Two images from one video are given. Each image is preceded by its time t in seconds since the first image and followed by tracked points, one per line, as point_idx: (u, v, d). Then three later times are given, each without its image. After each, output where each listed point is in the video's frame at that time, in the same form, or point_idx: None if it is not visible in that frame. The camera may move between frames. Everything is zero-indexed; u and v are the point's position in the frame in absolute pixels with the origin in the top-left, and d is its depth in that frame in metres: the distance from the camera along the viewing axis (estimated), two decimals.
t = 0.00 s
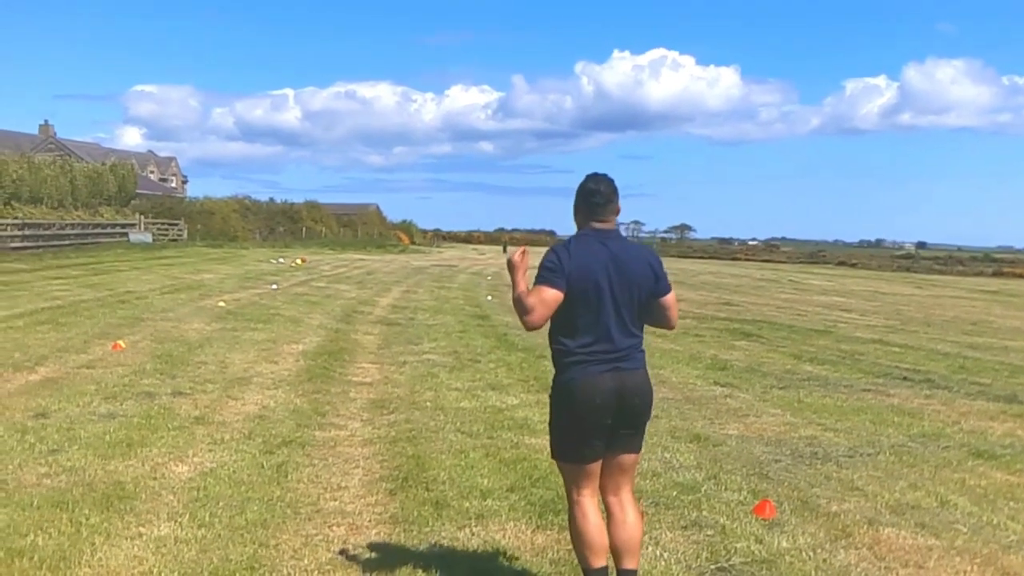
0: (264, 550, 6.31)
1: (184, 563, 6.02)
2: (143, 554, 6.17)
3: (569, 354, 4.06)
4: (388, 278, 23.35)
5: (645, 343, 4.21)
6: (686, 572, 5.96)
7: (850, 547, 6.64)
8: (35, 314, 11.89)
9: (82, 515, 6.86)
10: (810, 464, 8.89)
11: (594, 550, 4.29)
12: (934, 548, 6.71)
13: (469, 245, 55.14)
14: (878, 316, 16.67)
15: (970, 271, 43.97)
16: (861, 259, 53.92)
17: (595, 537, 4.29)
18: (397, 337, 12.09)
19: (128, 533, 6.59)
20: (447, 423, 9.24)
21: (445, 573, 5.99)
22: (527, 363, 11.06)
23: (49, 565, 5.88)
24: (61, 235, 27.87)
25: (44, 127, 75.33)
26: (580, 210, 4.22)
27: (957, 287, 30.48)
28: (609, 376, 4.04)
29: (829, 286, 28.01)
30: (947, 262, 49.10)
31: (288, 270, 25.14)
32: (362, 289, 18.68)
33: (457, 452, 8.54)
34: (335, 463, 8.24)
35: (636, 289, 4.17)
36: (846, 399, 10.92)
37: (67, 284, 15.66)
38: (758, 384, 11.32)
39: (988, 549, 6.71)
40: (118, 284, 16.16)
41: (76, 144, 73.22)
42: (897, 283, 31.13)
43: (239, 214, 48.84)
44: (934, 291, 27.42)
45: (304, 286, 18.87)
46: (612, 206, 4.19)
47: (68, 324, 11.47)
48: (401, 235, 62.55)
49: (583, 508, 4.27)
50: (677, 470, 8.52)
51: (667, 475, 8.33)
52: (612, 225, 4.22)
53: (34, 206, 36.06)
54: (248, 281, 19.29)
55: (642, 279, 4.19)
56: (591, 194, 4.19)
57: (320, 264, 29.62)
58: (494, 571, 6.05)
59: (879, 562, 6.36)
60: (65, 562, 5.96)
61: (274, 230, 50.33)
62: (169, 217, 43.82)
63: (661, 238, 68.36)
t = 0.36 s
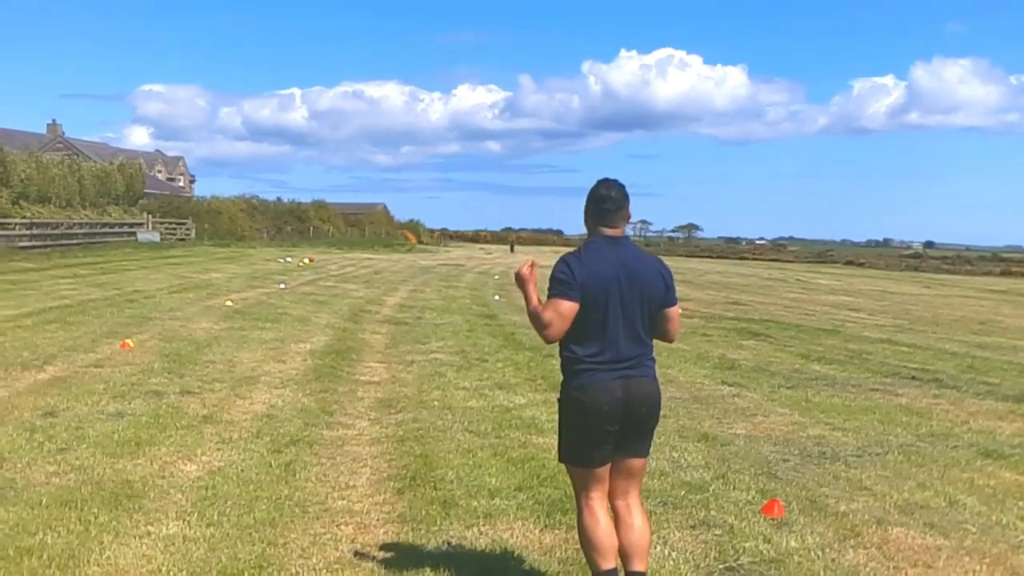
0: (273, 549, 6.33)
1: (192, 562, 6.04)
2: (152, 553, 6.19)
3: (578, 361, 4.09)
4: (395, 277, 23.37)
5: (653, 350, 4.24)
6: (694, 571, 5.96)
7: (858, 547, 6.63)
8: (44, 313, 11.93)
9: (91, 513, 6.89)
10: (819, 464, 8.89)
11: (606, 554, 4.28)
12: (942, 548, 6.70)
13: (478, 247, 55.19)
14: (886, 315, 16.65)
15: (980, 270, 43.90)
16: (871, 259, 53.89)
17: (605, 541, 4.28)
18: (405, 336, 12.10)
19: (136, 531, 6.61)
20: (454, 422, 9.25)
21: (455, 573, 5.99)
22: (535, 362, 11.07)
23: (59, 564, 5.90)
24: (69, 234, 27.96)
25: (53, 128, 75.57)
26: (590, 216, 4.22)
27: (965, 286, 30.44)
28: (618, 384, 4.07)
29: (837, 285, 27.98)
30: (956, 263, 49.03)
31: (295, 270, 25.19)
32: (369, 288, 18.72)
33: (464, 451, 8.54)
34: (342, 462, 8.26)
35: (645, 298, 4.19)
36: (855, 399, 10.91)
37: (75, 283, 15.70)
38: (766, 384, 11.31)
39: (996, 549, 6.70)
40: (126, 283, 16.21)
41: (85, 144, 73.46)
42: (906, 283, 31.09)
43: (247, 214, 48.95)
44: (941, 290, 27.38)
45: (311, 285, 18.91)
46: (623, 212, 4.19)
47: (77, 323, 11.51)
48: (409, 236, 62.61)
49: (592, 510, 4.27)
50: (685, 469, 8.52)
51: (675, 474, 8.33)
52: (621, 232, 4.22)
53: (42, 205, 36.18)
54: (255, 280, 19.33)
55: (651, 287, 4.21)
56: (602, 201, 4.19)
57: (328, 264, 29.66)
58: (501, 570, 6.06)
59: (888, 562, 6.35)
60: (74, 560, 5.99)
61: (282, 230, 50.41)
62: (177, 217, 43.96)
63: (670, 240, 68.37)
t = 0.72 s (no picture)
0: (282, 547, 6.31)
1: (202, 559, 6.02)
2: (162, 550, 6.18)
3: (588, 339, 4.08)
4: (405, 275, 23.35)
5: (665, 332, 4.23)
6: (704, 571, 5.93)
7: (869, 546, 6.59)
8: (53, 311, 11.93)
9: (101, 511, 6.88)
10: (830, 462, 8.84)
11: (612, 536, 4.27)
12: (954, 547, 6.65)
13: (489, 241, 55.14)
14: (898, 313, 16.57)
15: (993, 266, 43.72)
16: (884, 254, 53.70)
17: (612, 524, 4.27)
18: (415, 333, 12.08)
19: (146, 529, 6.60)
20: (464, 420, 9.23)
21: (466, 571, 5.96)
22: (545, 360, 11.04)
23: (69, 562, 5.89)
24: (78, 231, 27.99)
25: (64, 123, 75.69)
26: (603, 197, 4.25)
27: (979, 284, 30.30)
28: (628, 362, 4.06)
29: (850, 283, 27.88)
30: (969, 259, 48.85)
31: (306, 267, 25.19)
32: (379, 286, 18.69)
33: (474, 449, 8.52)
34: (352, 460, 8.24)
35: (657, 277, 4.20)
36: (866, 397, 10.86)
37: (84, 281, 15.71)
38: (777, 382, 11.27)
39: (1009, 549, 6.65)
40: (135, 281, 16.20)
41: (95, 139, 73.57)
42: (919, 280, 30.95)
43: (257, 209, 48.98)
44: (954, 288, 27.26)
45: (320, 282, 18.88)
46: (636, 193, 4.22)
47: (86, 321, 11.51)
48: (420, 232, 62.59)
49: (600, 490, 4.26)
50: (695, 467, 8.49)
51: (686, 473, 8.29)
52: (635, 213, 4.24)
53: (51, 202, 36.24)
54: (265, 278, 19.31)
55: (664, 267, 4.21)
56: (615, 181, 4.22)
57: (338, 261, 29.64)
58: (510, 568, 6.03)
59: (899, 561, 6.32)
60: (83, 558, 5.98)
61: (292, 226, 50.43)
62: (187, 213, 44.02)
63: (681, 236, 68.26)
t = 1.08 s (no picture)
0: (277, 548, 6.19)
1: (197, 561, 5.91)
2: (157, 551, 6.07)
3: (589, 333, 4.01)
4: (402, 273, 23.23)
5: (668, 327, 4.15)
6: (705, 572, 5.82)
7: (872, 548, 6.47)
8: (46, 309, 11.82)
9: (94, 512, 6.77)
10: (833, 463, 8.73)
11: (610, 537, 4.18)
12: (958, 549, 6.54)
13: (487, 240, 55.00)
14: (901, 312, 16.46)
15: (996, 265, 43.57)
16: (885, 253, 53.55)
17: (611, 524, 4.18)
18: (413, 332, 11.96)
19: (140, 530, 6.48)
20: (462, 420, 9.12)
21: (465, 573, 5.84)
22: (544, 359, 10.93)
23: (62, 563, 5.77)
24: (73, 229, 27.88)
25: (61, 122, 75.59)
26: (607, 191, 4.18)
27: (983, 283, 30.16)
28: (630, 357, 3.99)
29: (852, 282, 27.75)
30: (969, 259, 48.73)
31: (301, 265, 25.09)
32: (376, 284, 18.56)
33: (473, 449, 8.40)
34: (349, 461, 8.12)
35: (661, 272, 4.11)
36: (869, 397, 10.74)
37: (79, 278, 15.59)
38: (779, 382, 11.15)
39: (1014, 551, 6.54)
40: (130, 279, 16.09)
41: (91, 137, 73.46)
42: (922, 280, 30.80)
43: (253, 207, 48.87)
44: (957, 287, 27.12)
45: (317, 280, 18.75)
46: (640, 187, 4.15)
47: (80, 319, 11.39)
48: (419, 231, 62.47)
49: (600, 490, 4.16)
50: (697, 468, 8.37)
51: (687, 474, 8.18)
52: (639, 207, 4.17)
53: (44, 199, 36.14)
54: (262, 276, 19.18)
55: (669, 262, 4.13)
56: (619, 175, 4.15)
57: (334, 259, 29.52)
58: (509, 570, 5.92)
59: (902, 563, 6.20)
60: (76, 559, 5.86)
61: (288, 224, 50.33)
62: (183, 211, 43.91)
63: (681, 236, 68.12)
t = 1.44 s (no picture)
0: (277, 547, 6.09)
1: (196, 560, 5.80)
2: (156, 550, 5.96)
3: (594, 347, 4.00)
4: (403, 270, 23.12)
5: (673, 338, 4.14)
6: (710, 571, 5.71)
7: (879, 547, 6.36)
8: (43, 305, 11.72)
9: (92, 511, 6.66)
10: (839, 461, 8.61)
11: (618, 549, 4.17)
12: (966, 548, 6.42)
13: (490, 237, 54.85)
14: (908, 309, 16.32)
15: (1004, 262, 43.35)
16: (892, 250, 53.36)
17: (619, 537, 4.17)
18: (415, 329, 11.86)
19: (138, 529, 6.38)
20: (465, 418, 9.01)
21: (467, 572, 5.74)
22: (547, 357, 10.82)
23: (59, 562, 5.67)
24: (71, 224, 27.78)
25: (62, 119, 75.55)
26: (613, 199, 4.14)
27: (991, 280, 29.98)
28: (637, 370, 3.98)
29: (860, 278, 27.58)
30: (978, 255, 48.49)
31: (301, 261, 24.97)
32: (378, 280, 18.45)
33: (475, 447, 8.30)
34: (350, 459, 8.01)
35: (668, 283, 4.09)
36: (876, 395, 10.62)
37: (77, 275, 15.49)
38: (785, 379, 11.04)
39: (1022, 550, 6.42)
40: (129, 275, 15.99)
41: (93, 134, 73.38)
42: (931, 277, 30.62)
43: (253, 202, 48.75)
44: (965, 285, 26.93)
45: (318, 277, 18.67)
46: (646, 196, 4.11)
47: (77, 316, 11.29)
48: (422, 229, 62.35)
49: (605, 503, 4.16)
50: (701, 467, 8.26)
51: (692, 472, 8.07)
52: (646, 216, 4.13)
53: (42, 194, 36.02)
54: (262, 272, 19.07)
55: (675, 273, 4.11)
56: (626, 183, 4.10)
57: (334, 255, 29.39)
58: (511, 569, 5.81)
59: (909, 562, 6.09)
60: (74, 558, 5.76)
61: (288, 220, 50.22)
62: (182, 207, 43.82)
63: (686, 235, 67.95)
